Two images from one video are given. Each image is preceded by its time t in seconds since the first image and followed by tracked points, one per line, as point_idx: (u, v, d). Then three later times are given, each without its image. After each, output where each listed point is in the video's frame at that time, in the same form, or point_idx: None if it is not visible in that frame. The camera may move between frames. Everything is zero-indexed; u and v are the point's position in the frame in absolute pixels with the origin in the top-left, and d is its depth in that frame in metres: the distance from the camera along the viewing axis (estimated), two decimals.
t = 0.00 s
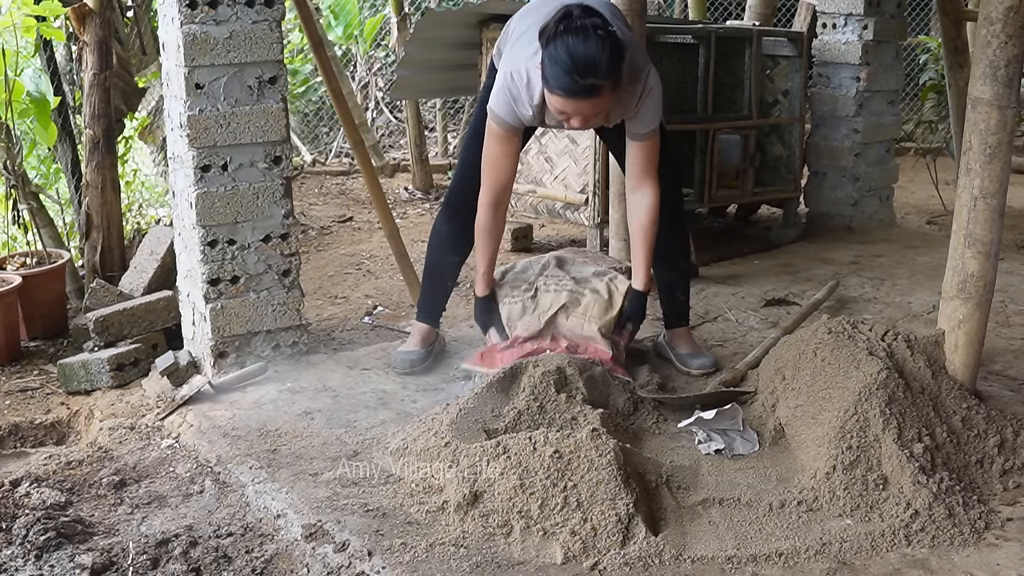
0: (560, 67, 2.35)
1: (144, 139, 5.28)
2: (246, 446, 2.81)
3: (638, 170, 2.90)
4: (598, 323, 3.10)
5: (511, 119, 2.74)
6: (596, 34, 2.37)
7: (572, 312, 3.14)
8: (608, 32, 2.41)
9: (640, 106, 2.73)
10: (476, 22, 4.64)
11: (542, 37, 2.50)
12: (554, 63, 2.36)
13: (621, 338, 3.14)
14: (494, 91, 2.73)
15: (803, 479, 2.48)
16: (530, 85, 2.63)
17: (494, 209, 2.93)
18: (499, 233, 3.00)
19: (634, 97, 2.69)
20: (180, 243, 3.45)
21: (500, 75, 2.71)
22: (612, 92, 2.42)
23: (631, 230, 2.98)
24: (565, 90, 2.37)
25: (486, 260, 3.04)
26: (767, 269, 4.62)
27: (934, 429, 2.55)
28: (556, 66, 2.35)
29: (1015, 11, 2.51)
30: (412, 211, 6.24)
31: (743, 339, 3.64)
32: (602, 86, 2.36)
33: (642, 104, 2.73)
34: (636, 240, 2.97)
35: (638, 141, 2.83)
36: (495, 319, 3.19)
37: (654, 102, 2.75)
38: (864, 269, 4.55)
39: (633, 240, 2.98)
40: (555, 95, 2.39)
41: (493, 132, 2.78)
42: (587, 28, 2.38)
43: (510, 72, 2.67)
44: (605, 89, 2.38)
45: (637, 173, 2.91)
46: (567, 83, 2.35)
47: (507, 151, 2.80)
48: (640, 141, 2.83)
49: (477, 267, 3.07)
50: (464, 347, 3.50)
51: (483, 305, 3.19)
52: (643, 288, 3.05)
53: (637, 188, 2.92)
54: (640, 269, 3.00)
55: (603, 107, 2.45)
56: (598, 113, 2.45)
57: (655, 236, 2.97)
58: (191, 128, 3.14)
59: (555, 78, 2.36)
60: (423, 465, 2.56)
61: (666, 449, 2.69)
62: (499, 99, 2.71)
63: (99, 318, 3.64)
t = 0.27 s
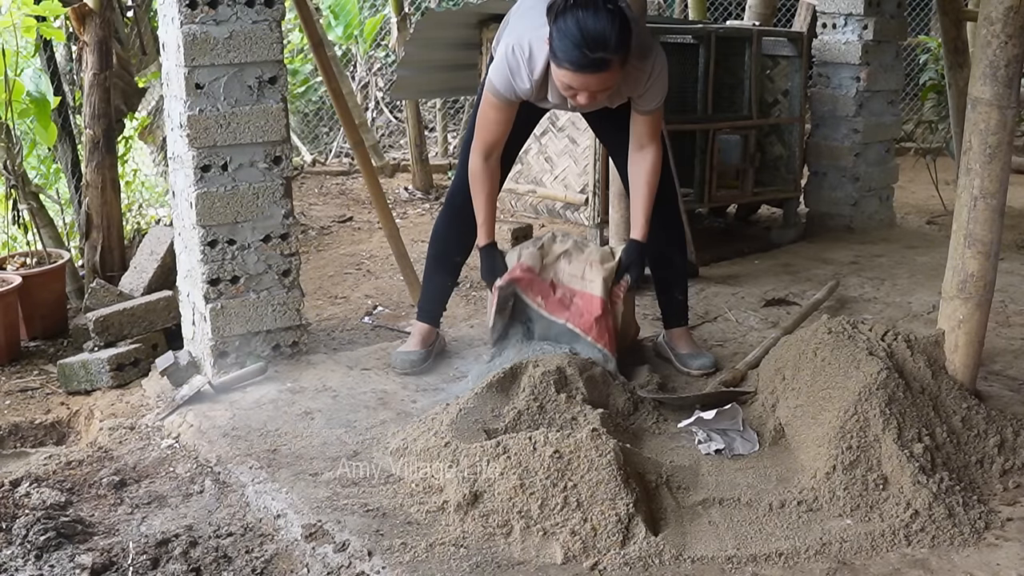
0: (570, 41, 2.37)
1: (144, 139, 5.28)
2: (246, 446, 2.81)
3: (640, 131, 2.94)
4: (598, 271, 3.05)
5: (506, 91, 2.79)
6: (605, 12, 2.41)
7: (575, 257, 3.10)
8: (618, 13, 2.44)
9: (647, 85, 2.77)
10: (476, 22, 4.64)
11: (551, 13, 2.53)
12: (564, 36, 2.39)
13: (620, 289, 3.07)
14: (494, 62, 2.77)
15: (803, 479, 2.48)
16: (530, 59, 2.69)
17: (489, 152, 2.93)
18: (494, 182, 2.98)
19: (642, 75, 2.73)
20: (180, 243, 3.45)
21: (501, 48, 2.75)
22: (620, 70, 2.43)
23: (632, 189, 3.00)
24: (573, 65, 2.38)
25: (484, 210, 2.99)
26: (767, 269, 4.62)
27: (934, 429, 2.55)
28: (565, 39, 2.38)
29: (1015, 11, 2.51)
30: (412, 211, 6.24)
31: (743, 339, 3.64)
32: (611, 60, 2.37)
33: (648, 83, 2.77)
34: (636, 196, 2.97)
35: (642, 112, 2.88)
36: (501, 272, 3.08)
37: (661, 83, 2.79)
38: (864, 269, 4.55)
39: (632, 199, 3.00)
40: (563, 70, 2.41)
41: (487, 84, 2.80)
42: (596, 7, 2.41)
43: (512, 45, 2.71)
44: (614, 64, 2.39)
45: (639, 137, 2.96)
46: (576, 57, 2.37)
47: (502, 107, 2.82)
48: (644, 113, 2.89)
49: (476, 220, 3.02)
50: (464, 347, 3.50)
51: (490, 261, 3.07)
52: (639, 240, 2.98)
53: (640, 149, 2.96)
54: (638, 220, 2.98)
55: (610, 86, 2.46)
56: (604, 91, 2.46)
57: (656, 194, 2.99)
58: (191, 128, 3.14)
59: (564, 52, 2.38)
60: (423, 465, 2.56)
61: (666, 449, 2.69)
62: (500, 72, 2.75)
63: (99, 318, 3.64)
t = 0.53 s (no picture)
0: (572, 26, 2.38)
1: (144, 139, 5.28)
2: (246, 446, 2.81)
3: (640, 111, 2.96)
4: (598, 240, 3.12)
5: (503, 77, 2.82)
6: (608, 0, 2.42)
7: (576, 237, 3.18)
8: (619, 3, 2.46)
9: (648, 75, 2.80)
10: (476, 22, 4.64)
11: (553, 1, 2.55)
12: (567, 22, 2.39)
13: (621, 259, 3.11)
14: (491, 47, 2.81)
15: (803, 479, 2.48)
16: (529, 46, 2.73)
17: (489, 129, 2.99)
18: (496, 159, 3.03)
19: (643, 64, 2.76)
20: (179, 243, 3.45)
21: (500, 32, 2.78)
22: (622, 57, 2.44)
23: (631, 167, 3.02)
24: (574, 50, 2.38)
25: (486, 184, 3.03)
26: (767, 269, 4.62)
27: (934, 429, 2.55)
28: (568, 24, 2.39)
29: (1015, 11, 2.51)
30: (412, 210, 6.24)
31: (743, 339, 3.64)
32: (613, 47, 2.38)
33: (649, 73, 2.79)
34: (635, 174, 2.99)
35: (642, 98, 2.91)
36: (503, 244, 3.06)
37: (661, 76, 2.83)
38: (864, 269, 4.55)
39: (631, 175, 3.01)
40: (564, 55, 2.41)
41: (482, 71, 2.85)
42: None
43: (511, 32, 2.74)
44: (616, 51, 2.39)
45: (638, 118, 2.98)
46: (578, 42, 2.37)
47: (498, 92, 2.86)
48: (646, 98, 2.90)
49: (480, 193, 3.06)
50: (465, 347, 3.50)
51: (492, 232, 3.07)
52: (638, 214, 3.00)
53: (639, 130, 2.98)
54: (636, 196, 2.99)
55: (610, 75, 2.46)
56: (605, 78, 2.46)
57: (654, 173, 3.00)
58: (191, 128, 3.14)
59: (566, 38, 2.39)
60: (423, 465, 2.56)
61: (666, 449, 2.69)
62: (497, 59, 2.78)
63: (99, 318, 3.64)
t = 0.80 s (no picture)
0: (569, 32, 2.38)
1: (144, 139, 5.27)
2: (246, 446, 2.81)
3: (640, 106, 2.97)
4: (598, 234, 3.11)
5: (501, 75, 2.84)
6: (606, 4, 2.42)
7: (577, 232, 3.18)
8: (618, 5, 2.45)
9: (647, 75, 2.80)
10: (476, 22, 4.64)
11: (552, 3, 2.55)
12: (564, 28, 2.39)
13: (623, 253, 3.09)
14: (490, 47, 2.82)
15: (803, 479, 2.48)
16: (527, 47, 2.73)
17: (489, 117, 2.99)
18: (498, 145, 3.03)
19: (641, 65, 2.76)
20: (180, 243, 3.45)
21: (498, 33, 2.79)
22: (620, 62, 2.44)
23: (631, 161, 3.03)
24: (571, 56, 2.39)
25: (488, 171, 3.03)
26: (767, 269, 4.62)
27: (934, 429, 2.55)
28: (565, 30, 2.39)
29: (1015, 11, 2.51)
30: (412, 211, 6.25)
31: (743, 339, 3.64)
32: (611, 54, 2.38)
33: (648, 74, 2.79)
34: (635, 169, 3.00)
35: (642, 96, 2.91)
36: (502, 224, 3.03)
37: (661, 76, 2.83)
38: (864, 269, 4.55)
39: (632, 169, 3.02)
40: (562, 61, 2.41)
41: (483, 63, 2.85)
42: None
43: (510, 33, 2.74)
44: (614, 57, 2.40)
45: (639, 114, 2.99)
46: (575, 48, 2.38)
47: (497, 83, 2.87)
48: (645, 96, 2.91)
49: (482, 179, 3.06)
50: (465, 347, 3.50)
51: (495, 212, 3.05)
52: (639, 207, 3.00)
53: (640, 124, 3.00)
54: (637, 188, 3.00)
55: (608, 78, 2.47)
56: (603, 83, 2.47)
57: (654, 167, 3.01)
58: (191, 128, 3.14)
59: (563, 43, 2.39)
60: (423, 465, 2.56)
61: (666, 449, 2.69)
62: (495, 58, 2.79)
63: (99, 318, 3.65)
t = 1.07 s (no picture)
0: (567, 30, 2.37)
1: (144, 139, 5.27)
2: (246, 446, 2.81)
3: (642, 116, 2.96)
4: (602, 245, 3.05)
5: (501, 77, 2.83)
6: (603, 2, 2.41)
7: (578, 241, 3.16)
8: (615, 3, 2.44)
9: (647, 75, 2.78)
10: (476, 22, 4.64)
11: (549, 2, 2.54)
12: (562, 26, 2.39)
13: (627, 271, 3.04)
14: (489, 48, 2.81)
15: (803, 479, 2.48)
16: (526, 45, 2.72)
17: (492, 129, 2.99)
18: (499, 160, 3.02)
19: (641, 65, 2.75)
20: (179, 243, 3.45)
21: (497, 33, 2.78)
22: (619, 60, 2.43)
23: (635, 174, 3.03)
24: (570, 54, 2.38)
25: (489, 180, 3.02)
26: (767, 269, 4.62)
27: (934, 429, 2.55)
28: (563, 29, 2.38)
29: (1015, 11, 2.51)
30: (412, 211, 6.25)
31: (744, 339, 3.64)
32: (609, 51, 2.38)
33: (648, 74, 2.78)
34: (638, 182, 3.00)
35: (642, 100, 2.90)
36: (495, 243, 3.00)
37: (660, 75, 2.81)
38: (864, 269, 4.55)
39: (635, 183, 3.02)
40: (561, 59, 2.41)
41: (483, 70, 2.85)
42: None
43: (509, 32, 2.74)
44: (612, 55, 2.39)
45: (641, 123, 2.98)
46: (573, 46, 2.37)
47: (499, 88, 2.87)
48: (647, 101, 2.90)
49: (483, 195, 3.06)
50: (465, 347, 3.50)
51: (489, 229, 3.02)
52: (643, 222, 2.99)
53: (642, 136, 2.98)
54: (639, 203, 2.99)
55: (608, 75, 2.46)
56: (603, 81, 2.47)
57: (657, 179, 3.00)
58: (191, 128, 3.14)
59: (561, 42, 2.39)
60: (423, 465, 2.56)
61: (666, 449, 2.69)
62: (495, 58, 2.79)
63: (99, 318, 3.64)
